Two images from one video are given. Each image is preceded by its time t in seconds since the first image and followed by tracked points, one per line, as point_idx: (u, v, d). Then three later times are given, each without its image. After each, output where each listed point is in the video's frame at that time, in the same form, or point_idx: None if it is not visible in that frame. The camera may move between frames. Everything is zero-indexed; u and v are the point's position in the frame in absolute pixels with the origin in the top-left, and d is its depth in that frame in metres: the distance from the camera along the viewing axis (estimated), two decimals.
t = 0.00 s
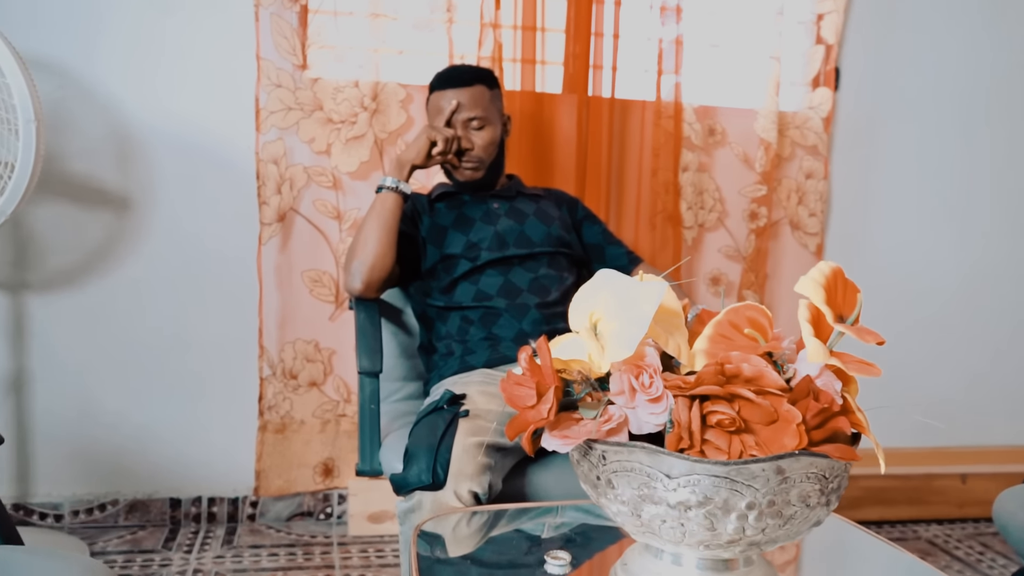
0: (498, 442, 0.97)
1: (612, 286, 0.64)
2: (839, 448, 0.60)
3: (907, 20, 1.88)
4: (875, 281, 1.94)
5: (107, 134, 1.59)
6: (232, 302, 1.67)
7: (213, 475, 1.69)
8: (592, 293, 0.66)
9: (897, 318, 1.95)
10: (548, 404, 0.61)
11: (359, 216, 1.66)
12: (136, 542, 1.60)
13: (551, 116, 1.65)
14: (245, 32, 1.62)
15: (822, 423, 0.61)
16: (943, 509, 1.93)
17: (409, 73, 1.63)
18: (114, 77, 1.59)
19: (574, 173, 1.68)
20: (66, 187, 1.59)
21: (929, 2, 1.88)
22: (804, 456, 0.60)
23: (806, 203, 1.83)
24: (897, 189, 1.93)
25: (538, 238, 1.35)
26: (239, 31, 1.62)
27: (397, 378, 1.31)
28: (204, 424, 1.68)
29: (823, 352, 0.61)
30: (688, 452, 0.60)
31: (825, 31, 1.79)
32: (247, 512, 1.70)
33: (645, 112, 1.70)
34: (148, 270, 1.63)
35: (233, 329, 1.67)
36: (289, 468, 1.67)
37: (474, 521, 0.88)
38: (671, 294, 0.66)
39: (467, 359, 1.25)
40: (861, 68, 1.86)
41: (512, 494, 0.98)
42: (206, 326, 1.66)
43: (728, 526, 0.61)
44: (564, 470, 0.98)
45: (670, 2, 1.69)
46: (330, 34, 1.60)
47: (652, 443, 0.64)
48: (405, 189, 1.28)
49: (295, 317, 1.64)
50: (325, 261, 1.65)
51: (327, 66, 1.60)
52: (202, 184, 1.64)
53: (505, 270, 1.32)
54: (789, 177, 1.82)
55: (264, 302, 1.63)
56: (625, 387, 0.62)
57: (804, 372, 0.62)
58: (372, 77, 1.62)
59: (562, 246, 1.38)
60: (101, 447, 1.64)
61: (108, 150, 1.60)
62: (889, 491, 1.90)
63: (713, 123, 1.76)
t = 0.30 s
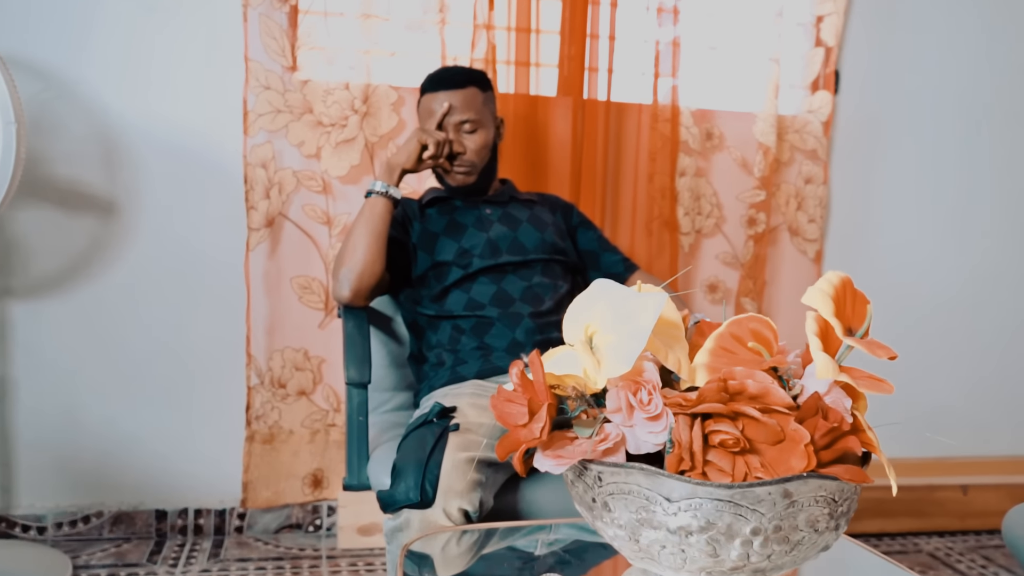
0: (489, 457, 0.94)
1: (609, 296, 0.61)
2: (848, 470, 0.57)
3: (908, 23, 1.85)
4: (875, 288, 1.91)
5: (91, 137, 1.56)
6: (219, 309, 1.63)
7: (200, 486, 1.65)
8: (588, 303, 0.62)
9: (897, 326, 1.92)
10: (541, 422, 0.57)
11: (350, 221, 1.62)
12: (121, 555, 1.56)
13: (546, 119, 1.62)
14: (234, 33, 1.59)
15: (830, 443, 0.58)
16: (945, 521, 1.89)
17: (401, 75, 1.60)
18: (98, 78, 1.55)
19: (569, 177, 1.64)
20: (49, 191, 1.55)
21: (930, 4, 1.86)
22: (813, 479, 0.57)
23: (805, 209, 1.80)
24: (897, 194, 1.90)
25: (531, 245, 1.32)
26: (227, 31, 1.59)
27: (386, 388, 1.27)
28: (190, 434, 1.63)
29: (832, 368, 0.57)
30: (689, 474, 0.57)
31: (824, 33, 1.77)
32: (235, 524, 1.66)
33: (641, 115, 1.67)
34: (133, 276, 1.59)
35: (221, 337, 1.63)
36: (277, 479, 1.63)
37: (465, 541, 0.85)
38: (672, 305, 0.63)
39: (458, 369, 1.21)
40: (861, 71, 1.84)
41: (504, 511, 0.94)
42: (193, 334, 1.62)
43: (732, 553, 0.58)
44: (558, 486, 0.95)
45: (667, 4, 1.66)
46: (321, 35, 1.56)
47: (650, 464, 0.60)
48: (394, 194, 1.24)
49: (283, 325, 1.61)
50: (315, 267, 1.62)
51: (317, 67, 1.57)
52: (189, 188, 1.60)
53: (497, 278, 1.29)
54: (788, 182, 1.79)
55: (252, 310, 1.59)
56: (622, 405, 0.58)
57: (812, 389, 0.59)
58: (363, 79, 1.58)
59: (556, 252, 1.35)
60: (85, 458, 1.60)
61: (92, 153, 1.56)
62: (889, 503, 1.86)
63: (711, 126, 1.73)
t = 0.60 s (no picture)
0: (478, 473, 0.90)
1: (604, 309, 0.57)
2: (857, 494, 0.54)
3: (908, 25, 1.82)
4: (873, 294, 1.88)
5: (73, 140, 1.52)
6: (205, 316, 1.59)
7: (184, 498, 1.61)
8: (583, 316, 0.59)
9: (895, 333, 1.89)
10: (530, 443, 0.53)
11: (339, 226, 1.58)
12: (103, 568, 1.52)
13: (539, 121, 1.59)
14: (220, 33, 1.55)
15: (838, 465, 0.54)
16: (942, 531, 1.88)
17: (391, 77, 1.57)
18: (81, 79, 1.51)
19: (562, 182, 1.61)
20: (30, 195, 1.52)
21: (929, 6, 1.83)
22: (819, 504, 0.53)
23: (803, 213, 1.77)
24: (896, 199, 1.87)
25: (524, 252, 1.29)
26: (211, 30, 1.55)
27: (374, 399, 1.24)
28: (175, 444, 1.60)
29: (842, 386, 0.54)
30: (687, 498, 0.53)
31: (824, 35, 1.73)
32: (220, 536, 1.62)
33: (636, 118, 1.65)
34: (116, 283, 1.55)
35: (207, 344, 1.60)
36: (264, 490, 1.59)
37: (452, 560, 0.81)
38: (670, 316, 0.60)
39: (448, 380, 1.18)
40: (859, 74, 1.81)
41: (493, 528, 0.91)
42: (177, 342, 1.58)
43: None
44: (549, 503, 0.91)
45: (663, 4, 1.63)
46: (310, 36, 1.53)
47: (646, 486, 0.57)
48: (383, 200, 1.20)
49: (270, 332, 1.57)
50: (303, 273, 1.58)
51: (305, 69, 1.53)
52: (174, 192, 1.56)
53: (488, 286, 1.26)
54: (786, 186, 1.76)
55: (238, 317, 1.55)
56: (616, 423, 0.55)
57: (818, 407, 0.56)
58: (352, 81, 1.55)
59: (549, 259, 1.31)
60: (67, 469, 1.56)
61: (75, 157, 1.52)
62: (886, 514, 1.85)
63: (707, 130, 1.70)
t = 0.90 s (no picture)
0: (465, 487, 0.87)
1: (593, 319, 0.54)
2: (865, 518, 0.50)
3: (908, 25, 1.79)
4: (876, 297, 1.84)
5: (55, 142, 1.48)
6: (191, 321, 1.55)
7: (170, 508, 1.57)
8: (570, 326, 0.55)
9: (898, 337, 1.86)
10: (515, 464, 0.49)
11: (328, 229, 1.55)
12: None
13: (532, 121, 1.55)
14: (207, 33, 1.52)
15: (844, 487, 0.51)
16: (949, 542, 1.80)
17: (381, 77, 1.53)
18: (63, 80, 1.48)
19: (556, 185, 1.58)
20: (11, 198, 1.48)
21: (929, 5, 1.80)
22: (825, 529, 0.49)
23: (802, 216, 1.73)
24: (897, 202, 1.84)
25: (516, 255, 1.25)
26: (197, 29, 1.51)
27: (362, 407, 1.20)
28: (160, 453, 1.56)
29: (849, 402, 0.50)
30: (683, 524, 0.50)
31: (822, 34, 1.70)
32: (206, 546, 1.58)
33: (632, 118, 1.61)
34: (99, 288, 1.51)
35: (192, 350, 1.56)
36: (251, 500, 1.55)
37: None
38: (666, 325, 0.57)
39: (436, 389, 1.15)
40: (858, 74, 1.77)
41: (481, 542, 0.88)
42: (163, 347, 1.55)
43: None
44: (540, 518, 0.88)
45: (659, 3, 1.60)
46: (298, 36, 1.49)
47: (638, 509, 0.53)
48: (370, 202, 1.17)
49: (258, 338, 1.53)
50: (291, 277, 1.54)
51: (293, 69, 1.50)
52: (158, 195, 1.52)
53: (479, 290, 1.23)
54: (785, 188, 1.72)
55: (224, 322, 1.52)
56: (608, 441, 0.51)
57: (823, 425, 0.52)
58: (341, 81, 1.51)
59: (541, 263, 1.28)
60: (49, 479, 1.52)
61: (57, 159, 1.48)
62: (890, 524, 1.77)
63: (705, 130, 1.67)
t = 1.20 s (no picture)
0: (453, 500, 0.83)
1: (582, 325, 0.51)
2: (875, 542, 0.47)
3: (910, 21, 1.76)
4: (879, 298, 1.81)
5: (37, 142, 1.45)
6: (178, 324, 1.52)
7: (157, 515, 1.53)
8: (558, 333, 0.52)
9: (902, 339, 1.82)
10: (496, 483, 0.46)
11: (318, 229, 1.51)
12: None
13: (526, 119, 1.52)
14: (193, 29, 1.48)
15: (852, 508, 0.47)
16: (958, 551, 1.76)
17: (371, 74, 1.49)
18: (45, 78, 1.44)
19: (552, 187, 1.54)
20: None
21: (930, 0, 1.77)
22: (831, 554, 0.46)
23: (804, 216, 1.70)
24: (900, 201, 1.80)
25: (508, 256, 1.22)
26: (182, 25, 1.48)
27: (351, 413, 1.16)
28: (147, 459, 1.52)
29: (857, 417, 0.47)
30: (678, 548, 0.46)
31: (823, 30, 1.67)
32: (194, 556, 1.54)
33: (629, 116, 1.58)
34: (84, 290, 1.48)
35: (180, 353, 1.52)
36: (240, 507, 1.51)
37: None
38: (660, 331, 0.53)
39: (425, 396, 1.11)
40: (860, 71, 1.74)
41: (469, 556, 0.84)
42: (149, 351, 1.51)
43: None
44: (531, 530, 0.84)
45: None
46: (286, 32, 1.46)
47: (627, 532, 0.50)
48: (357, 202, 1.13)
49: (247, 341, 1.50)
50: (281, 279, 1.51)
51: (282, 66, 1.46)
52: (145, 195, 1.49)
53: (471, 293, 1.20)
54: (786, 187, 1.68)
55: (212, 325, 1.48)
56: (596, 458, 0.48)
57: (830, 440, 0.48)
58: (331, 78, 1.48)
59: (535, 264, 1.25)
60: (32, 486, 1.48)
61: (40, 159, 1.45)
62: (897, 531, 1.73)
63: (704, 128, 1.63)
